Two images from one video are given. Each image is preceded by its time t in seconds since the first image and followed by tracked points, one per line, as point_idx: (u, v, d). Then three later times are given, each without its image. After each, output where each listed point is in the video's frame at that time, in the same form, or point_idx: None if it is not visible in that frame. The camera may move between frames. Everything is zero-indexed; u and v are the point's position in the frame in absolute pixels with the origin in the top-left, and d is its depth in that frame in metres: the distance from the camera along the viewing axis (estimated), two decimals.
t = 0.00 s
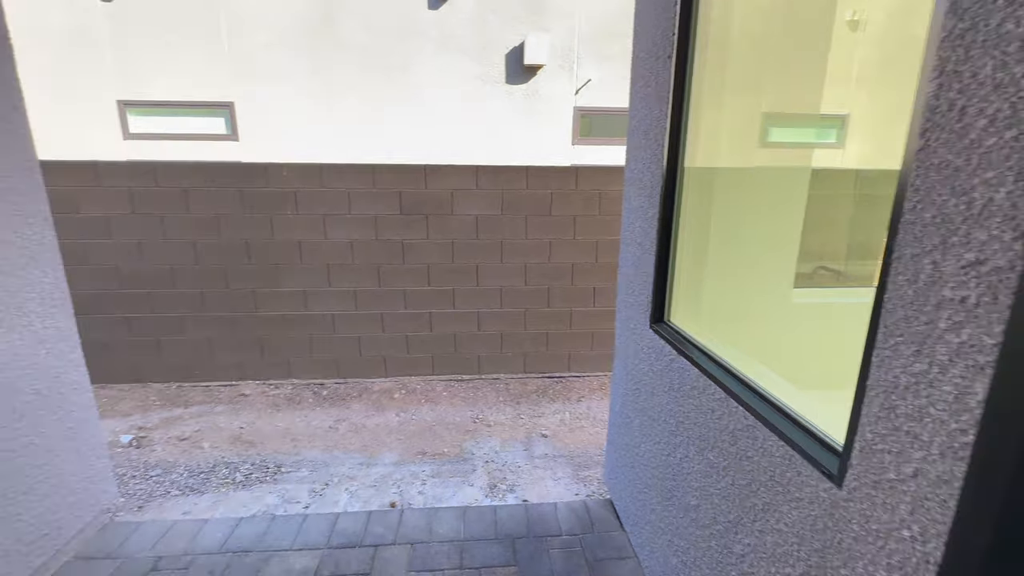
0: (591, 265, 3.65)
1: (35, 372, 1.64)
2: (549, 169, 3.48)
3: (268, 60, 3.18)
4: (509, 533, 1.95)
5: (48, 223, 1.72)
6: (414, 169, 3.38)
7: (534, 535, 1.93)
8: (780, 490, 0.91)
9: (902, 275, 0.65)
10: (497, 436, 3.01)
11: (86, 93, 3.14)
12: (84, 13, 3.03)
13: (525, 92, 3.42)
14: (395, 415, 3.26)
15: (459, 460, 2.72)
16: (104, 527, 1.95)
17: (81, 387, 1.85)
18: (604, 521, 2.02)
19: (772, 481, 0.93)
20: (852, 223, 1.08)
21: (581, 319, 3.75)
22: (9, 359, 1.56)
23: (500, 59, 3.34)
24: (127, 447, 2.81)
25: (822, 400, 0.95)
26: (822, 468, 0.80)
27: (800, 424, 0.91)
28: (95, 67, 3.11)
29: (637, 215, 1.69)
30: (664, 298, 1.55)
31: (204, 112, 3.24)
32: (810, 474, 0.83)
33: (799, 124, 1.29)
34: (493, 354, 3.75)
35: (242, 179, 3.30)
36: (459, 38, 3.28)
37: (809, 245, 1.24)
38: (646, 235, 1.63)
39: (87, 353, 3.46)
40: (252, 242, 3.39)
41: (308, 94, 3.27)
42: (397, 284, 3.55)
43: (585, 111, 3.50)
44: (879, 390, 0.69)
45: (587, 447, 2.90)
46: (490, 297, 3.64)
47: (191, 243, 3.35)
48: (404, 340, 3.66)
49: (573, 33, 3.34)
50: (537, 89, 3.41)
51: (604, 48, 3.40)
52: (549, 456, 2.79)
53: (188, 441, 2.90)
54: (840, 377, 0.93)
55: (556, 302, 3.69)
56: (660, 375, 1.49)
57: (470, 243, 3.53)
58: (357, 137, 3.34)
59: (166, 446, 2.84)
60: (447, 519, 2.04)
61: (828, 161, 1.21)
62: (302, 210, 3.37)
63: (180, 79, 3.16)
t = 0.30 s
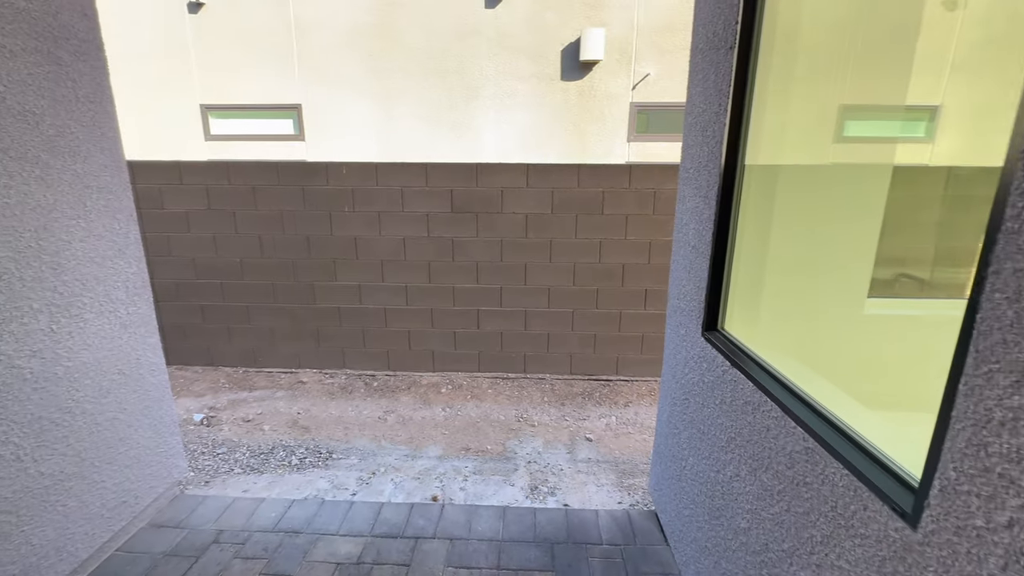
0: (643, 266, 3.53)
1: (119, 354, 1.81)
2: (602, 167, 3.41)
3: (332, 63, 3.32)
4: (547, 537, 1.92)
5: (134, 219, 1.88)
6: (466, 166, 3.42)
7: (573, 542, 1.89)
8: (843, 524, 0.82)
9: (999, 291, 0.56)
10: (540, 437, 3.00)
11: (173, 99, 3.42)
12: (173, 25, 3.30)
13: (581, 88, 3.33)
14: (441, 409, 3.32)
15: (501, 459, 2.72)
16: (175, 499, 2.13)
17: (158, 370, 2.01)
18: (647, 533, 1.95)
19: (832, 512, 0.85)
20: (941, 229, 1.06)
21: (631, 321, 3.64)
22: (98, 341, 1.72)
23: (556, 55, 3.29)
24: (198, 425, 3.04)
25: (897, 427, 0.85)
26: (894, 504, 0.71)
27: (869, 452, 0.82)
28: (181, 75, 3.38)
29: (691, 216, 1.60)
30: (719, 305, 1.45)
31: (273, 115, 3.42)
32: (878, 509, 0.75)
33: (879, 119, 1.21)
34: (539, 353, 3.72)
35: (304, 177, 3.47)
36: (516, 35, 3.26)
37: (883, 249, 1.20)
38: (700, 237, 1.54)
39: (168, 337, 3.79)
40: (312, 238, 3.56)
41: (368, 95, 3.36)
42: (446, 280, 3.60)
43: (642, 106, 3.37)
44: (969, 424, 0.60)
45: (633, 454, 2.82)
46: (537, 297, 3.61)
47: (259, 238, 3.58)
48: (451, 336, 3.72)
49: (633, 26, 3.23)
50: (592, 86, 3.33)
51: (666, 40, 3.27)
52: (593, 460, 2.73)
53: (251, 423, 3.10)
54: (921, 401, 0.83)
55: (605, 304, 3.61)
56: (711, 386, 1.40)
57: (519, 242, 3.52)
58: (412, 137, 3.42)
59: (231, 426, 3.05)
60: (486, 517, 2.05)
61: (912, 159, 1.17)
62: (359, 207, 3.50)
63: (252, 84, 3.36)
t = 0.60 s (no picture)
0: (685, 267, 3.42)
1: (177, 339, 1.94)
2: (645, 164, 3.32)
3: (380, 64, 3.42)
4: (576, 538, 1.91)
5: (193, 213, 2.01)
6: (505, 163, 3.42)
7: (601, 545, 1.87)
8: (885, 549, 0.77)
9: None
10: (574, 437, 2.97)
11: (233, 101, 3.64)
12: (235, 32, 3.51)
13: (626, 83, 3.27)
14: (476, 404, 3.36)
15: (533, 456, 2.73)
16: (225, 477, 2.27)
17: (212, 355, 2.15)
18: (679, 541, 1.89)
19: (874, 534, 0.80)
20: None
21: (671, 323, 3.53)
22: (159, 327, 1.86)
23: (601, 51, 3.24)
24: (248, 409, 3.23)
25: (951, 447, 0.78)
26: (941, 530, 0.66)
27: (918, 473, 0.76)
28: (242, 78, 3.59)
29: (733, 215, 1.53)
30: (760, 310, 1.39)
31: (325, 114, 3.58)
32: (924, 534, 0.69)
33: (950, 111, 1.07)
34: (575, 353, 3.69)
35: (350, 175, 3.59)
36: (561, 32, 3.24)
37: (951, 252, 1.04)
38: (741, 237, 1.47)
39: (224, 325, 4.04)
40: (357, 233, 3.69)
41: (412, 94, 3.45)
42: (484, 277, 3.63)
43: (691, 101, 3.26)
44: None
45: (669, 460, 2.75)
46: (574, 295, 3.58)
47: (307, 233, 3.74)
48: (488, 332, 3.75)
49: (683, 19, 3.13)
50: (638, 81, 3.26)
51: (718, 33, 3.15)
52: (627, 464, 2.69)
53: (297, 409, 3.26)
54: (978, 419, 0.76)
55: (644, 304, 3.52)
56: (749, 394, 1.34)
57: (557, 239, 3.49)
58: (455, 134, 3.48)
59: (279, 411, 3.22)
60: (515, 513, 2.06)
61: (987, 155, 1.03)
62: (401, 204, 3.58)
63: (305, 85, 3.52)
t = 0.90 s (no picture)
0: (711, 262, 3.33)
1: (207, 323, 2.03)
2: (671, 156, 3.25)
3: (408, 59, 3.47)
4: (588, 531, 1.90)
5: (223, 202, 2.09)
6: (527, 155, 3.42)
7: (614, 539, 1.85)
8: (897, 547, 0.73)
9: None
10: (593, 431, 2.96)
11: (268, 96, 3.76)
12: (270, 30, 3.62)
13: (656, 75, 3.20)
14: (496, 396, 3.38)
15: (550, 449, 2.72)
16: (252, 456, 2.36)
17: (240, 340, 2.24)
18: (695, 539, 1.86)
19: (887, 534, 0.76)
20: None
21: (696, 320, 3.45)
22: (190, 310, 1.95)
23: (630, 42, 3.18)
24: (277, 393, 3.35)
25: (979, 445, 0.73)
26: (955, 529, 0.62)
27: (934, 469, 0.72)
28: (276, 75, 3.70)
29: (755, 205, 1.48)
30: (780, 302, 1.33)
31: (355, 110, 3.65)
32: (938, 534, 0.65)
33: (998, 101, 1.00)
34: (597, 348, 3.66)
35: (377, 168, 3.66)
36: (589, 23, 3.20)
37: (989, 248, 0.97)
38: (762, 227, 1.42)
39: (256, 312, 4.20)
40: (382, 225, 3.75)
41: (439, 88, 3.48)
42: (506, 269, 3.64)
43: (724, 93, 3.16)
44: None
45: (689, 458, 2.69)
46: (597, 289, 3.54)
47: (335, 224, 3.84)
48: (509, 325, 3.75)
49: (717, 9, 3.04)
50: (668, 72, 3.18)
51: (753, 21, 3.05)
52: (645, 460, 2.65)
53: (322, 395, 3.36)
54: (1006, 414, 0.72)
55: (668, 300, 3.45)
56: (766, 388, 1.30)
57: (580, 233, 3.46)
58: (481, 127, 3.49)
59: (305, 397, 3.32)
60: (529, 504, 2.06)
61: None
62: (425, 196, 3.63)
63: (336, 81, 3.61)
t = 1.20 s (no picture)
0: (728, 256, 3.26)
1: (223, 311, 2.07)
2: (689, 147, 3.18)
3: (424, 51, 3.46)
4: (598, 524, 1.89)
5: (238, 193, 2.12)
6: (542, 146, 3.39)
7: (623, 533, 1.84)
8: (912, 547, 0.71)
9: None
10: (605, 425, 2.94)
11: (285, 89, 3.80)
12: (288, 23, 3.65)
13: (676, 66, 3.13)
14: (507, 388, 3.39)
15: (561, 442, 2.72)
16: (267, 443, 2.41)
17: (255, 328, 2.27)
18: (705, 535, 1.83)
19: (902, 534, 0.73)
20: None
21: (712, 315, 3.40)
22: (207, 299, 1.98)
23: (649, 32, 3.11)
24: (293, 382, 3.42)
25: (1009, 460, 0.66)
26: (974, 529, 0.60)
27: (953, 468, 0.69)
28: (293, 68, 3.74)
29: (772, 195, 1.44)
30: (796, 296, 1.30)
31: (372, 102, 3.67)
32: (956, 534, 0.63)
33: None
34: (610, 342, 3.63)
35: (391, 160, 3.67)
36: (607, 13, 3.14)
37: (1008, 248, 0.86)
38: (779, 217, 1.38)
39: (273, 303, 4.27)
40: (396, 217, 3.77)
41: (454, 79, 3.47)
42: (519, 262, 3.63)
43: (746, 84, 3.08)
44: None
45: (702, 454, 2.66)
46: (611, 283, 3.50)
47: (350, 216, 3.87)
48: (522, 318, 3.75)
49: None
50: (688, 63, 3.11)
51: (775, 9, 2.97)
52: (657, 455, 2.63)
53: (337, 384, 3.41)
54: None
55: (683, 294, 3.40)
56: (780, 383, 1.26)
57: (594, 225, 3.42)
58: (496, 119, 3.47)
59: (320, 386, 3.38)
60: (538, 496, 2.06)
61: None
62: (439, 188, 3.63)
63: (353, 74, 3.62)
